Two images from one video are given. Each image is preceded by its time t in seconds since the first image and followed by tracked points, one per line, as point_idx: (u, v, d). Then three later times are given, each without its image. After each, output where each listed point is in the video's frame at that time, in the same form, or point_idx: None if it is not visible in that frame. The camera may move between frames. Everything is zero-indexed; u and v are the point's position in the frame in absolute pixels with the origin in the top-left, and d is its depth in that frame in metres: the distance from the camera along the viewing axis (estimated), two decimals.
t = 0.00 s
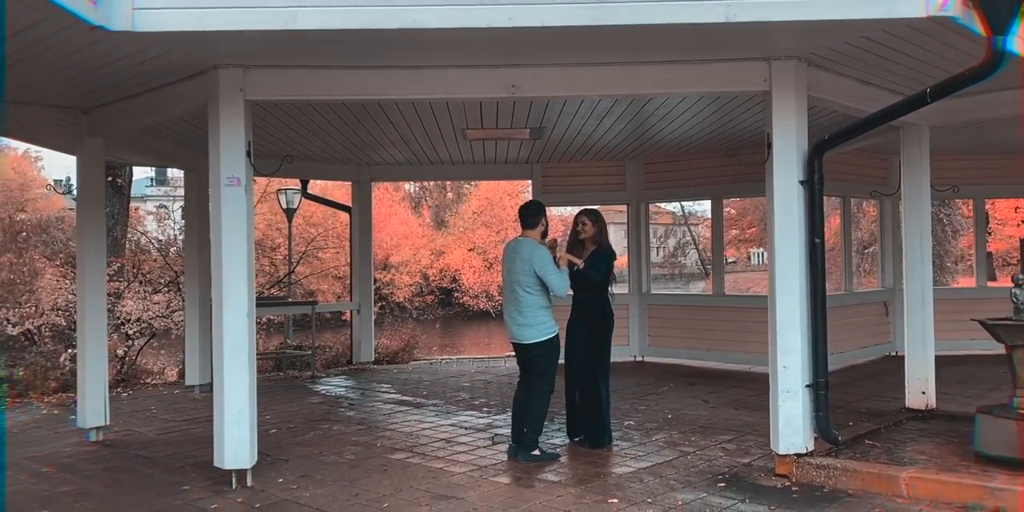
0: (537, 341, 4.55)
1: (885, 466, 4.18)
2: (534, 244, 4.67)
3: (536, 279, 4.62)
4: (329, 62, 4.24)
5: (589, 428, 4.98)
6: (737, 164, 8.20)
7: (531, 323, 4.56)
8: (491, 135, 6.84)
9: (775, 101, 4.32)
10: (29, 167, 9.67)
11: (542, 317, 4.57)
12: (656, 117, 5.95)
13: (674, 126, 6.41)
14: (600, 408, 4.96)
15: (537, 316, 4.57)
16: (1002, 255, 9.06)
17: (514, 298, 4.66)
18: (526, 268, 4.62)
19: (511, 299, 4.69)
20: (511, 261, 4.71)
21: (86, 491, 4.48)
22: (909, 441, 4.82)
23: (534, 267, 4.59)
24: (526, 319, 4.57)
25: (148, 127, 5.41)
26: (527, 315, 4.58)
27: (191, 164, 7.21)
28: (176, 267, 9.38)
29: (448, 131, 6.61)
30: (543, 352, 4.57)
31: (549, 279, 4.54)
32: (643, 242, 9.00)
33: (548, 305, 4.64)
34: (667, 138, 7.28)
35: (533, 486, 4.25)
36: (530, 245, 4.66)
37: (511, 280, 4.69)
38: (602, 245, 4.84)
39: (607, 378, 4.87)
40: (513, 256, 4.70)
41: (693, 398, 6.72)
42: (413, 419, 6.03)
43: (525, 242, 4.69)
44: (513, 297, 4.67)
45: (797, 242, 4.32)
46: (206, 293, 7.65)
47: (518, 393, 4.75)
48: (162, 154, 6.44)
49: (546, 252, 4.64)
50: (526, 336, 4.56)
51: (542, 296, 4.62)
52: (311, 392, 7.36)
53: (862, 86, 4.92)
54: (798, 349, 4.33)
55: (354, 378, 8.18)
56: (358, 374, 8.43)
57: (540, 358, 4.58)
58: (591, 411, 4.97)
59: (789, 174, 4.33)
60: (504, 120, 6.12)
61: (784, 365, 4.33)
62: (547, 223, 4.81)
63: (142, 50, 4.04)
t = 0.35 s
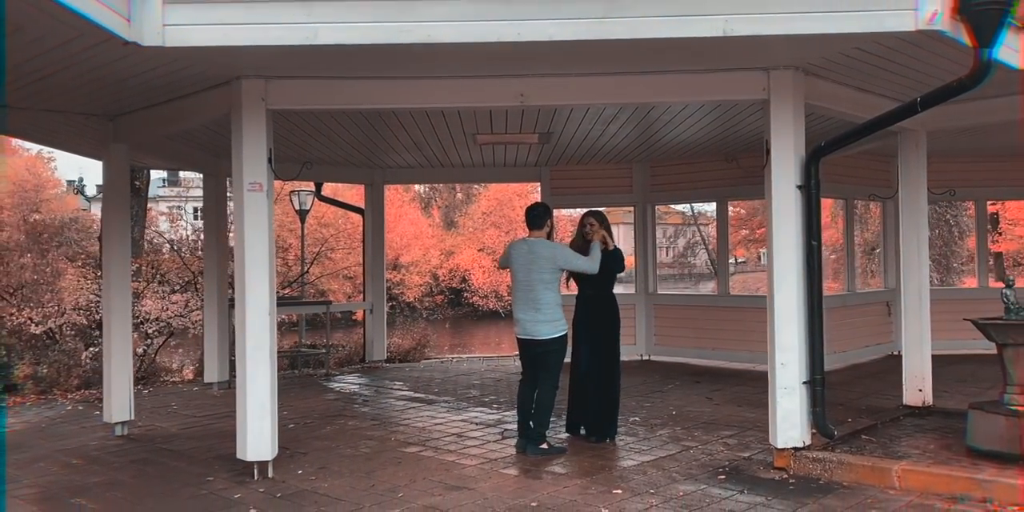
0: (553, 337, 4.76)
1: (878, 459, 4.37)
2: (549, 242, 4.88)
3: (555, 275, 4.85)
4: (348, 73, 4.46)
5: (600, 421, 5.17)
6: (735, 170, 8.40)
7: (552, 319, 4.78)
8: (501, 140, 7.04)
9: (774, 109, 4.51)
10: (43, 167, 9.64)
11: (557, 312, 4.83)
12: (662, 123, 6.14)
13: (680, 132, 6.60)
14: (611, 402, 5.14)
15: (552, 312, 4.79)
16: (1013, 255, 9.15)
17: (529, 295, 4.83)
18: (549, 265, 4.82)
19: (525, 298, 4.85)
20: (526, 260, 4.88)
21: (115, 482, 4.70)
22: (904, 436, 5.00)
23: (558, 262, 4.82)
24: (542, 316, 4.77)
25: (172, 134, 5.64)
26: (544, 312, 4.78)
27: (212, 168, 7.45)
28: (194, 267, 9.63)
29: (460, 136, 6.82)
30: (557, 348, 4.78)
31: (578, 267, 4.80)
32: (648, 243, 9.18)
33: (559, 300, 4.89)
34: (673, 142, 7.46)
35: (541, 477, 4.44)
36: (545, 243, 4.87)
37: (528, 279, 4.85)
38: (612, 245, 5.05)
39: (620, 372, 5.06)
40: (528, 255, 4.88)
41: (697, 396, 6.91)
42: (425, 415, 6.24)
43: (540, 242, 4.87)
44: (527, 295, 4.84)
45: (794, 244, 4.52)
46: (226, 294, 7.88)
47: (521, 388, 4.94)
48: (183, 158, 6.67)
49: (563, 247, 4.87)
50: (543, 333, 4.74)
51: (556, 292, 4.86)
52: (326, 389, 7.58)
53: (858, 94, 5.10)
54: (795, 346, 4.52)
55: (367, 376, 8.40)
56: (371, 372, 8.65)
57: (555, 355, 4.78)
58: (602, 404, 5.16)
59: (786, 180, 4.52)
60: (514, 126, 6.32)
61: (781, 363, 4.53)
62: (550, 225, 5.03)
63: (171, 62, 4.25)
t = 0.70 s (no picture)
0: (559, 335, 4.97)
1: (872, 451, 4.57)
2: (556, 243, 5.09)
3: (561, 275, 5.06)
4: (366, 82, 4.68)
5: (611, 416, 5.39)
6: (735, 176, 8.65)
7: (559, 319, 4.98)
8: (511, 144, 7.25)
9: (772, 118, 4.70)
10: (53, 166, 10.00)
11: (564, 312, 5.03)
12: (667, 129, 6.34)
13: (685, 136, 6.80)
14: (619, 397, 5.36)
15: (557, 311, 5.00)
16: (1020, 255, 9.33)
17: (536, 294, 5.04)
18: (555, 265, 5.03)
19: (532, 297, 5.05)
20: (533, 261, 5.08)
21: (143, 472, 4.93)
22: (899, 430, 5.19)
23: (565, 263, 5.02)
24: (549, 314, 4.98)
25: (194, 139, 5.87)
26: (550, 310, 4.99)
27: (229, 171, 7.68)
28: (210, 268, 9.89)
29: (471, 141, 7.04)
30: (562, 346, 4.99)
31: (584, 267, 4.99)
32: (654, 244, 9.37)
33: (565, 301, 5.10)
34: (678, 146, 7.66)
35: (549, 468, 4.65)
36: (552, 245, 5.08)
37: (535, 278, 5.06)
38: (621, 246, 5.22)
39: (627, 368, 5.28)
40: (535, 256, 5.08)
41: (700, 392, 7.11)
42: (437, 410, 6.47)
43: (547, 243, 5.09)
44: (534, 294, 5.05)
45: (792, 245, 4.71)
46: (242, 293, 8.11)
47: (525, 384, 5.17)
48: (203, 162, 6.89)
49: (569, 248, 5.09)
50: (550, 331, 4.96)
51: (561, 292, 5.06)
52: (340, 386, 7.80)
53: (856, 100, 5.29)
54: (792, 342, 4.72)
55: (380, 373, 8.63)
56: (383, 369, 8.86)
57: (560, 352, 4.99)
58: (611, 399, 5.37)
59: (784, 183, 4.71)
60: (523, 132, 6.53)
61: (779, 359, 4.73)
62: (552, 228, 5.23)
63: (198, 73, 4.48)
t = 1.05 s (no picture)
0: (545, 331, 5.12)
1: (865, 446, 4.72)
2: (540, 243, 5.23)
3: (545, 272, 5.19)
4: (376, 89, 4.84)
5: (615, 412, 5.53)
6: (733, 178, 8.80)
7: (543, 314, 5.13)
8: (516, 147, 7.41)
9: (768, 122, 4.85)
10: (58, 167, 10.68)
11: (551, 308, 5.16)
12: (669, 132, 6.49)
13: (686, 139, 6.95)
14: (625, 393, 5.53)
15: (544, 307, 5.14)
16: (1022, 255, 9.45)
17: (522, 292, 5.22)
18: (538, 263, 5.18)
19: (522, 295, 5.24)
20: (519, 260, 5.27)
21: (160, 465, 5.11)
22: (892, 426, 5.35)
23: (547, 261, 5.16)
24: (533, 312, 5.15)
25: (206, 143, 6.04)
26: (535, 308, 5.15)
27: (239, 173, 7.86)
28: (218, 267, 10.08)
29: (476, 144, 7.20)
30: (550, 340, 5.15)
31: (564, 266, 5.12)
32: (656, 244, 9.54)
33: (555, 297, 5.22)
34: (678, 148, 7.81)
35: (553, 462, 4.82)
36: (536, 245, 5.22)
37: (522, 277, 5.24)
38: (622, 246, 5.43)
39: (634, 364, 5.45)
40: (520, 256, 5.26)
41: (700, 389, 7.27)
42: (444, 406, 6.64)
43: (532, 243, 5.23)
44: (521, 292, 5.23)
45: (787, 246, 4.87)
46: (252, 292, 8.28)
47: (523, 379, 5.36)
48: (214, 164, 7.07)
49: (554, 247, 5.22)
50: (534, 328, 5.14)
51: (551, 288, 5.20)
52: (347, 383, 7.97)
53: (851, 105, 5.45)
54: (788, 340, 4.87)
55: (386, 370, 8.80)
56: (390, 367, 9.02)
57: (547, 345, 5.15)
58: (617, 395, 5.52)
59: (780, 187, 4.87)
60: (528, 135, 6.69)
61: (775, 356, 4.88)
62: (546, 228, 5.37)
63: (213, 81, 4.65)
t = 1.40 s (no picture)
0: (535, 327, 5.30)
1: (854, 440, 4.87)
2: (523, 244, 5.40)
3: (527, 272, 5.35)
4: (381, 94, 4.99)
5: (616, 407, 5.69)
6: (728, 179, 8.95)
7: (529, 314, 5.30)
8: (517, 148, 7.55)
9: (760, 125, 4.99)
10: (59, 166, 11.00)
11: (537, 307, 5.31)
12: (668, 135, 6.64)
13: (686, 141, 7.08)
14: (630, 389, 5.66)
15: (531, 306, 5.30)
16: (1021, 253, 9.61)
17: (511, 292, 5.39)
18: (518, 264, 5.35)
19: (512, 295, 5.41)
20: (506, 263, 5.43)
21: (170, 459, 5.26)
22: (882, 421, 5.50)
23: (525, 261, 5.32)
24: (520, 310, 5.32)
25: (214, 146, 6.19)
26: (522, 307, 5.31)
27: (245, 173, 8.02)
28: (222, 266, 10.27)
29: (478, 145, 7.35)
30: (540, 339, 5.31)
31: (541, 266, 5.26)
32: (654, 243, 9.70)
33: (542, 296, 5.37)
34: (677, 149, 7.96)
35: (553, 455, 4.97)
36: (519, 246, 5.38)
37: (510, 278, 5.41)
38: (622, 245, 5.56)
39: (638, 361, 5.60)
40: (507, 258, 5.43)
41: (697, 386, 7.43)
42: (446, 402, 6.79)
43: (516, 244, 5.40)
44: (510, 292, 5.40)
45: (779, 246, 5.02)
46: (258, 291, 8.44)
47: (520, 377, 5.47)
48: (221, 165, 7.23)
49: (535, 248, 5.36)
50: (524, 325, 5.31)
51: (537, 287, 5.36)
52: (351, 380, 8.13)
53: (842, 109, 5.59)
54: (780, 337, 5.03)
55: (389, 367, 8.96)
56: (394, 365, 9.17)
57: (537, 344, 5.32)
58: (620, 391, 5.66)
59: (772, 188, 5.02)
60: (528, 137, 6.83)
61: (768, 354, 5.03)
62: (536, 228, 5.51)
63: (223, 86, 4.80)
